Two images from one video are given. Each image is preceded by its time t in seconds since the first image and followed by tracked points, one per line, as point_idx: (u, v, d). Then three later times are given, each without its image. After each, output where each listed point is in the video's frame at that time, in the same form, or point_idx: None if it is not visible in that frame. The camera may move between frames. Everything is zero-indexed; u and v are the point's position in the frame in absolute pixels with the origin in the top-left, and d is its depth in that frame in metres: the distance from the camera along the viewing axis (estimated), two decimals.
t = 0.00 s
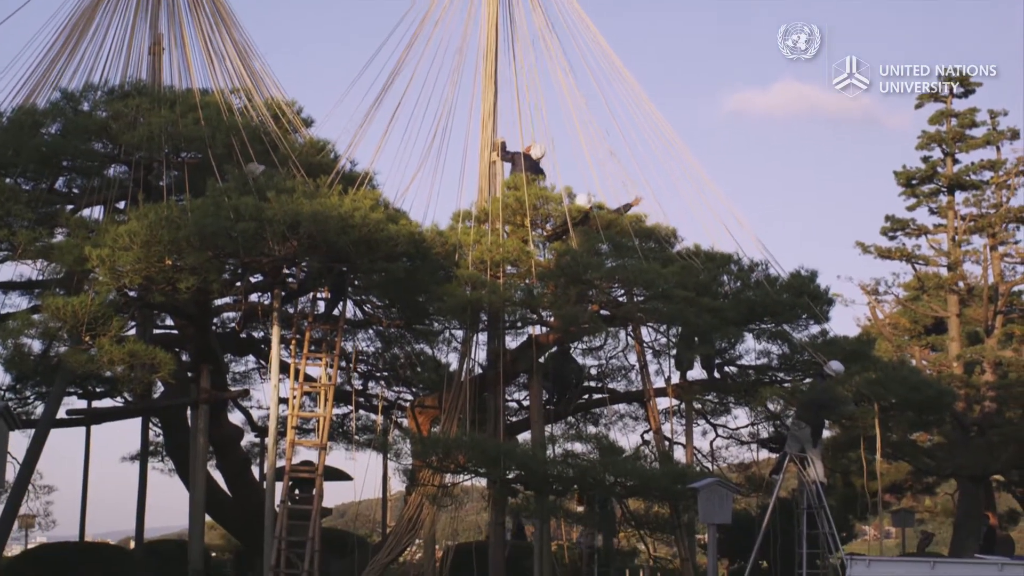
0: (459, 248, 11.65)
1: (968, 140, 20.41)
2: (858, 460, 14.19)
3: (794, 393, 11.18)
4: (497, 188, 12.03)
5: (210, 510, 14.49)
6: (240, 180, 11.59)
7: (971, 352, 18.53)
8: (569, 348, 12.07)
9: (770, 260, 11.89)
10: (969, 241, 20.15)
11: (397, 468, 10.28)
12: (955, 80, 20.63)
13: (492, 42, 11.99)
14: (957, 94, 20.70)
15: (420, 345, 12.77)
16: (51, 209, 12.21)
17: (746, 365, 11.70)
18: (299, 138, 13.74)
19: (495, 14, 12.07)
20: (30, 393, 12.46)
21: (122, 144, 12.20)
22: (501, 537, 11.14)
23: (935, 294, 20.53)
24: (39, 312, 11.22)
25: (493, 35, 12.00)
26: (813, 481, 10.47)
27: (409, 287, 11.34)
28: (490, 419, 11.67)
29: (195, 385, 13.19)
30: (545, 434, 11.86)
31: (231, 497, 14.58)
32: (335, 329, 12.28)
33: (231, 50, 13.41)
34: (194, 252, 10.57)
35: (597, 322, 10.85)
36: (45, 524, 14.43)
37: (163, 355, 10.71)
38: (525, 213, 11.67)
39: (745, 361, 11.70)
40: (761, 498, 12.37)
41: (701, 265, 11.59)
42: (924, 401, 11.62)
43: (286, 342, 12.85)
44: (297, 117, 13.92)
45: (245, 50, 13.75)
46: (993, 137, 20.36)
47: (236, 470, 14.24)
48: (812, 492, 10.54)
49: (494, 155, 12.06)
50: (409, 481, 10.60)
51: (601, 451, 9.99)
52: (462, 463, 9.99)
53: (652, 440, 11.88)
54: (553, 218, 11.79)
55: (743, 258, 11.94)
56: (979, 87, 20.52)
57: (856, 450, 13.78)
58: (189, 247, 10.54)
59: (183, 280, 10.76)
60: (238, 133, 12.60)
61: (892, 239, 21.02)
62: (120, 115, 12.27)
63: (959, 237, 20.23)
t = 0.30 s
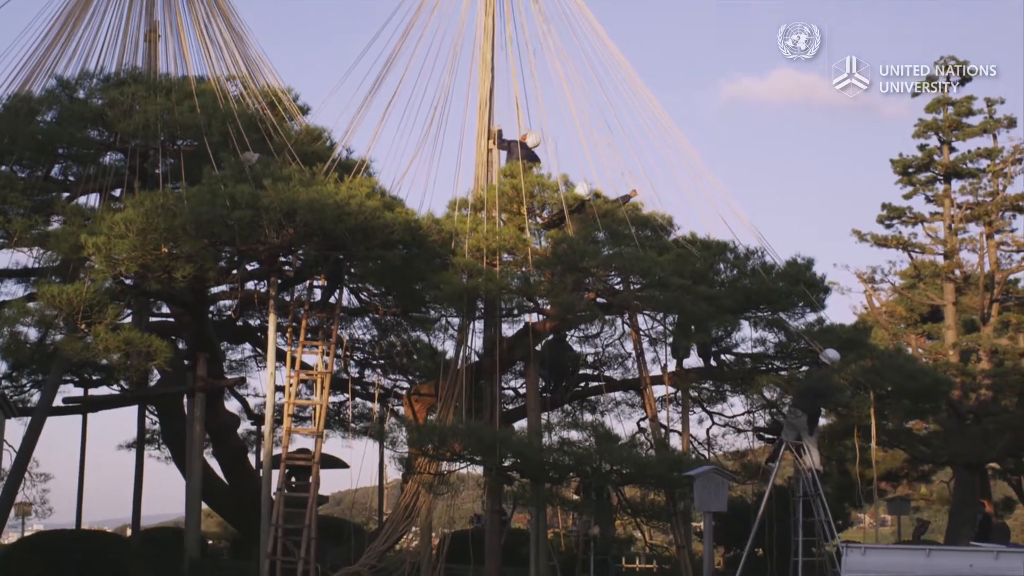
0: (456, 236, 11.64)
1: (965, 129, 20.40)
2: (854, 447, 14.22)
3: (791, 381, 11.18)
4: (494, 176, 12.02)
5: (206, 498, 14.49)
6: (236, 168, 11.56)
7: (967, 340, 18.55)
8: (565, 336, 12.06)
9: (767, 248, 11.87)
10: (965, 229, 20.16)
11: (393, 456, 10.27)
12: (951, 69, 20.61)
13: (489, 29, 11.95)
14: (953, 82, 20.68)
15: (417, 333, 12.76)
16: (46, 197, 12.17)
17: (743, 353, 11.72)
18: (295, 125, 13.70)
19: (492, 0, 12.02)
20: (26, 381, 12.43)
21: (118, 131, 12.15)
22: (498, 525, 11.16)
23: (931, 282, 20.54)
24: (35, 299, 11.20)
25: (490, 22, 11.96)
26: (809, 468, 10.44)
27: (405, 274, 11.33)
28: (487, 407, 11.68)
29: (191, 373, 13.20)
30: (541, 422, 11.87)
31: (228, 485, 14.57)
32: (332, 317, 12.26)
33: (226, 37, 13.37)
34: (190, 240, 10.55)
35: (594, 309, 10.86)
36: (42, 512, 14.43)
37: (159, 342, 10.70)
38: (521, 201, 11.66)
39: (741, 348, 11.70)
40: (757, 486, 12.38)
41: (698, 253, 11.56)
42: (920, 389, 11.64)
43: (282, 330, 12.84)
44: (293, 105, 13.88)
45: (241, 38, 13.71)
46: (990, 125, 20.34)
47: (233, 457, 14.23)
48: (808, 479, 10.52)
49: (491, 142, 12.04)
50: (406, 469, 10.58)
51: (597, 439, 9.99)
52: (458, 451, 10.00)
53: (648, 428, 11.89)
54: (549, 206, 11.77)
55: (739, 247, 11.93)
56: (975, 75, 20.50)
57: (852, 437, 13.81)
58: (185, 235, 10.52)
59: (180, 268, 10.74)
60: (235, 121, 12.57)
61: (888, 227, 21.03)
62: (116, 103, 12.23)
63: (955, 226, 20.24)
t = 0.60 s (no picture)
0: (451, 224, 11.63)
1: (961, 117, 20.39)
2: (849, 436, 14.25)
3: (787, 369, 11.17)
4: (489, 164, 12.03)
5: (202, 486, 14.50)
6: (232, 156, 11.53)
7: (963, 328, 18.58)
8: (561, 324, 12.06)
9: (762, 237, 11.87)
10: (961, 217, 20.16)
11: (388, 444, 10.27)
12: (948, 57, 20.58)
13: (484, 16, 11.92)
14: (950, 71, 20.66)
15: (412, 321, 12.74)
16: (41, 184, 12.14)
17: (738, 341, 11.66)
18: (291, 113, 13.67)
19: None
20: (22, 369, 12.41)
21: (114, 119, 12.11)
22: (494, 513, 11.17)
23: (927, 270, 20.55)
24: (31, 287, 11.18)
25: (486, 8, 11.93)
26: (805, 456, 10.67)
27: (401, 262, 11.30)
28: (483, 395, 11.69)
29: (187, 361, 13.20)
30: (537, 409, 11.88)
31: (223, 472, 14.57)
32: (328, 305, 12.25)
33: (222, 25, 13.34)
34: (186, 228, 10.53)
35: (590, 297, 10.83)
36: (38, 499, 14.44)
37: (155, 330, 10.68)
38: (517, 189, 11.65)
39: (737, 336, 11.66)
40: (752, 473, 12.41)
41: (693, 241, 11.55)
42: (916, 377, 11.63)
43: (278, 318, 12.84)
44: (289, 93, 13.85)
45: (236, 26, 13.68)
46: (986, 113, 20.33)
47: (229, 445, 14.23)
48: (804, 468, 10.73)
49: (487, 130, 12.05)
50: (402, 457, 10.57)
51: (594, 426, 10.00)
52: (454, 439, 10.01)
53: (644, 416, 11.90)
54: (545, 194, 11.72)
55: (735, 235, 11.92)
56: (971, 63, 20.47)
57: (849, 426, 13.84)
58: (181, 223, 10.49)
59: (176, 256, 10.72)
60: (230, 108, 12.52)
61: (884, 215, 21.03)
62: (111, 91, 12.19)
63: (951, 214, 20.24)
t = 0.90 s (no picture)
0: (446, 212, 11.63)
1: (956, 105, 20.38)
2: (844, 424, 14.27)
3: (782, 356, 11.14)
4: (484, 152, 12.03)
5: (198, 474, 14.50)
6: (227, 144, 11.51)
7: (957, 316, 18.60)
8: (556, 312, 12.06)
9: (757, 224, 11.87)
10: (956, 206, 20.17)
11: (384, 432, 10.20)
12: (944, 45, 20.56)
13: (480, 4, 11.89)
14: (945, 59, 20.63)
15: (408, 309, 12.76)
16: (36, 172, 12.12)
17: (733, 329, 11.69)
18: (286, 100, 13.64)
19: None
20: (17, 357, 12.40)
21: (108, 107, 12.07)
22: (489, 500, 11.17)
23: (922, 258, 20.55)
24: (25, 275, 11.16)
25: None
26: (800, 443, 10.63)
27: (396, 250, 11.30)
28: (478, 383, 11.70)
29: (182, 349, 13.20)
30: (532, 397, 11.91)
31: (219, 460, 14.57)
32: (323, 293, 12.23)
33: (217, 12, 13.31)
34: (180, 215, 10.51)
35: (585, 285, 10.82)
36: (34, 487, 14.45)
37: (150, 318, 10.67)
38: (511, 176, 11.59)
39: (732, 325, 11.70)
40: (747, 461, 12.46)
41: (688, 229, 11.58)
42: (911, 365, 11.65)
43: (273, 305, 12.86)
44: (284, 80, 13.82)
45: (231, 13, 13.65)
46: (981, 102, 20.32)
47: (224, 433, 14.23)
48: (798, 455, 10.72)
49: (482, 118, 12.05)
50: (397, 445, 10.50)
51: (588, 414, 10.01)
52: (449, 426, 10.03)
53: (639, 404, 11.91)
54: (540, 181, 11.76)
55: (730, 223, 11.93)
56: (967, 51, 20.45)
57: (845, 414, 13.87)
58: (175, 210, 10.47)
59: (170, 244, 10.70)
60: (225, 96, 12.47)
61: (879, 203, 21.04)
62: (106, 78, 12.15)
63: (946, 202, 20.25)
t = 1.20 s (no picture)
0: (442, 200, 11.62)
1: (951, 93, 20.37)
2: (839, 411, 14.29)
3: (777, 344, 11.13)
4: (480, 140, 12.02)
5: (192, 462, 14.49)
6: (221, 131, 11.48)
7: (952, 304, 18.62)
8: (551, 300, 12.07)
9: (752, 212, 11.88)
10: (950, 194, 20.18)
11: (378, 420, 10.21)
12: (939, 33, 20.54)
13: None
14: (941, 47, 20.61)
15: (403, 297, 12.75)
16: (30, 160, 12.09)
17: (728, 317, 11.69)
18: (281, 88, 13.59)
19: None
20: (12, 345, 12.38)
21: (102, 95, 12.02)
22: (484, 488, 11.17)
23: (917, 247, 20.56)
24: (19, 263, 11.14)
25: None
26: (795, 431, 10.81)
27: (391, 238, 11.28)
28: (473, 370, 11.71)
29: (177, 337, 13.19)
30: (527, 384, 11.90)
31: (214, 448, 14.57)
32: (317, 281, 12.21)
33: None
34: (175, 203, 10.48)
35: (581, 273, 10.80)
36: (29, 475, 14.44)
37: (144, 306, 10.64)
38: (506, 164, 11.63)
39: (727, 313, 11.68)
40: (741, 449, 12.50)
41: (683, 216, 11.58)
42: (905, 353, 11.66)
43: (269, 293, 12.87)
44: (279, 68, 13.79)
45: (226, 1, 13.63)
46: (976, 90, 20.31)
47: (219, 421, 14.23)
48: (794, 443, 10.91)
49: (477, 106, 12.05)
50: (391, 433, 10.59)
51: (584, 403, 10.01)
52: (444, 415, 10.04)
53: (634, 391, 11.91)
54: (535, 169, 11.74)
55: (725, 211, 11.94)
56: (962, 40, 20.43)
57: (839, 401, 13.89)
58: (170, 198, 10.44)
59: (165, 232, 10.67)
60: (219, 83, 12.43)
61: (874, 192, 21.04)
62: (100, 66, 12.10)
63: (941, 191, 20.26)
